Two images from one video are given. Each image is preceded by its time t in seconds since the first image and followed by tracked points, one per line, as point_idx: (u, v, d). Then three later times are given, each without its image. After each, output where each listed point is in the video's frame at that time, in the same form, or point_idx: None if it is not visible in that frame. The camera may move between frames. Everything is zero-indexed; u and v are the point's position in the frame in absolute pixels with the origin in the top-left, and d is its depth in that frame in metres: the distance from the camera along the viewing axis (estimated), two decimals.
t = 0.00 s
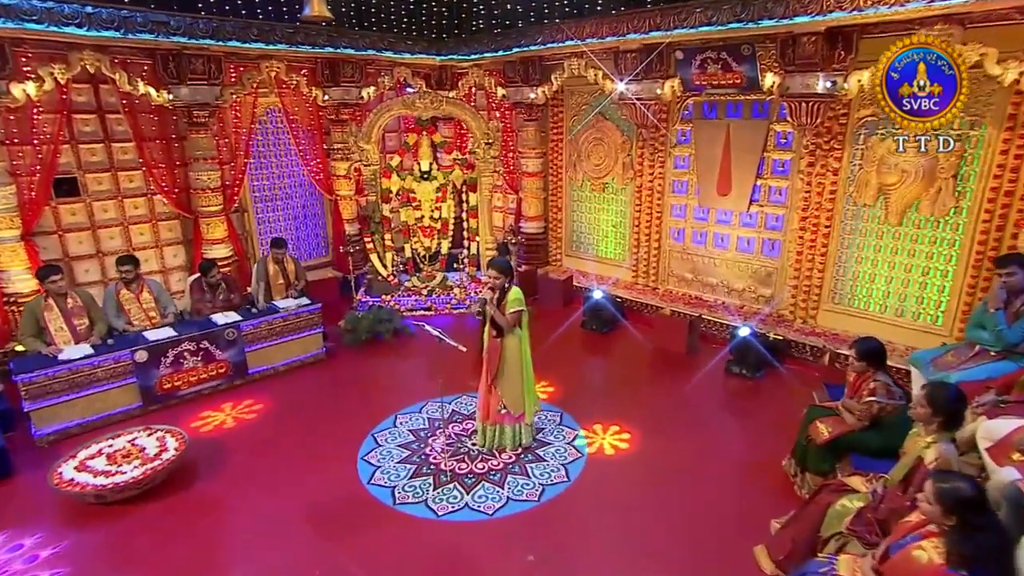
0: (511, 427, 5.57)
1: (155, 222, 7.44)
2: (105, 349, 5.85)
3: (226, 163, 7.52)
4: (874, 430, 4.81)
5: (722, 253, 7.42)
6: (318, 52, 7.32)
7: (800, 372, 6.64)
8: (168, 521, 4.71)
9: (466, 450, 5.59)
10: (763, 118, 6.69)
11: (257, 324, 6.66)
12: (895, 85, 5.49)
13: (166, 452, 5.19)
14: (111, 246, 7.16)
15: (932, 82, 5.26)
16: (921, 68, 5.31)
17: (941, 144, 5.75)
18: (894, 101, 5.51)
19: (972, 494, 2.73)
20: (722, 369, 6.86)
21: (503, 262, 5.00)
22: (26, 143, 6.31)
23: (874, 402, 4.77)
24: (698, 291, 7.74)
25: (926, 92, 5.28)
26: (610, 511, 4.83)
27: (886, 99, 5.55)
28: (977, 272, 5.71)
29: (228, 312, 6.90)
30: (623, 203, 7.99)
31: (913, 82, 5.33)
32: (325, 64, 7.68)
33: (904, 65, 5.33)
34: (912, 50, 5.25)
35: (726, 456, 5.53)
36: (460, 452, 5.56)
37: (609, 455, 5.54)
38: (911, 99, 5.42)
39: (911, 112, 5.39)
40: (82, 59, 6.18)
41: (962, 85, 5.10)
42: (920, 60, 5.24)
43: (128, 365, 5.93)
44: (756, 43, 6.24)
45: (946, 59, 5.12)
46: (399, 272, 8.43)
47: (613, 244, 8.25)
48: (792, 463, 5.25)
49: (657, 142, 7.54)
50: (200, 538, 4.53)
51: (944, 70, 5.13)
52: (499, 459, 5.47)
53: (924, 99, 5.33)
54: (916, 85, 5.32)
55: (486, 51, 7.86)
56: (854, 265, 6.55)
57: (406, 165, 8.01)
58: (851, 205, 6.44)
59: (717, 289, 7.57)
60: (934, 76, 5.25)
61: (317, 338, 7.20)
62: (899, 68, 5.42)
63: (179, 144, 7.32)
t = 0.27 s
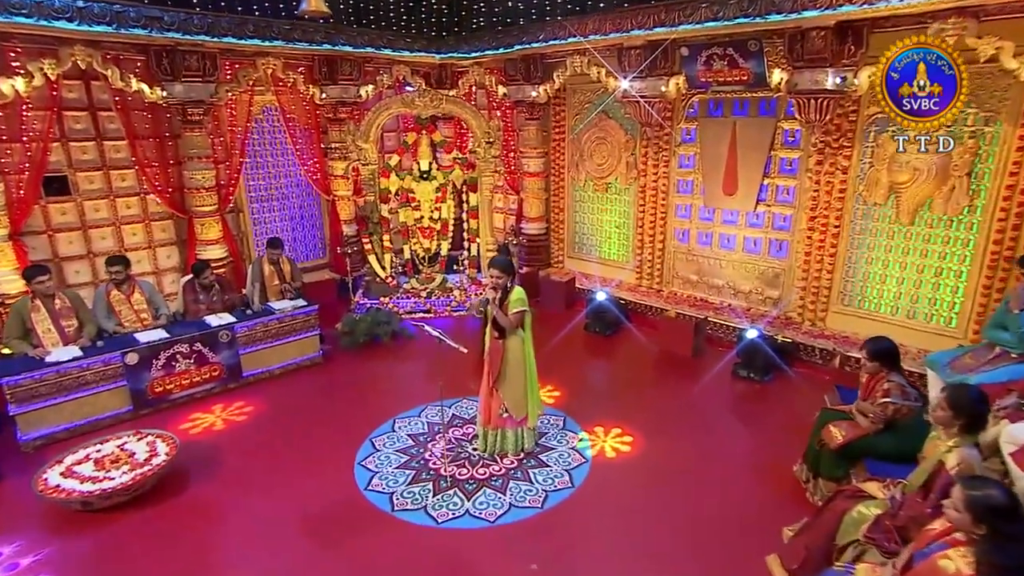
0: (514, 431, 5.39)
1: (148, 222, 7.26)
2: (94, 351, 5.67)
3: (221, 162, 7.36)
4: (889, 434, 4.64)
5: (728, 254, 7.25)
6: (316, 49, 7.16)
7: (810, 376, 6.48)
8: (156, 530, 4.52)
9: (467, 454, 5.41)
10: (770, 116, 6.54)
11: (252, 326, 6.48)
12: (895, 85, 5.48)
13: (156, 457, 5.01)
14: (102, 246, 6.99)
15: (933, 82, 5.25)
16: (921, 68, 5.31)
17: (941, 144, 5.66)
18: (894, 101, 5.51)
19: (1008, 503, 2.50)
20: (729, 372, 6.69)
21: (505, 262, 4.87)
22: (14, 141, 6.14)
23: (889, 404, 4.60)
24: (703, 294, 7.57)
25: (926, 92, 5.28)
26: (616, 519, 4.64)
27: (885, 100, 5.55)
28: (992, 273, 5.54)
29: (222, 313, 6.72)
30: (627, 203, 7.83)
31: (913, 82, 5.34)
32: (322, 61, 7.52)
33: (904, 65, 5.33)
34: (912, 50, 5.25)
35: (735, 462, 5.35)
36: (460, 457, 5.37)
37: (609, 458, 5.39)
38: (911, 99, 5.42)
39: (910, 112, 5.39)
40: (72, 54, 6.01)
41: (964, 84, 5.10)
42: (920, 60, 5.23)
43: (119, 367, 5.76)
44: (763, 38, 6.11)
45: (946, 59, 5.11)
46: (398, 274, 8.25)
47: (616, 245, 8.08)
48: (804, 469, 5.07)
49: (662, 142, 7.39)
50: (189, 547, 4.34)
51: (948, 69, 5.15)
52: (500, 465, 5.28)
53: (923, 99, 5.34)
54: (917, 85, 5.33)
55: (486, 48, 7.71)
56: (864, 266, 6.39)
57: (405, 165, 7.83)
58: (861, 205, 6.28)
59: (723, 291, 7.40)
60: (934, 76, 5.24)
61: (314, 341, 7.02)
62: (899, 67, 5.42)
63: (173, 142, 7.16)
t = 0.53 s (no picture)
0: (516, 436, 5.17)
1: (139, 221, 7.06)
2: (82, 352, 5.46)
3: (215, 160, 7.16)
4: (909, 437, 4.43)
5: (736, 255, 7.05)
6: (312, 44, 6.96)
7: (822, 380, 6.27)
8: (141, 539, 4.31)
9: (468, 460, 5.19)
10: (780, 112, 6.36)
11: (246, 327, 6.27)
12: (895, 85, 5.37)
13: (144, 462, 4.79)
14: (92, 245, 6.79)
15: (933, 82, 5.14)
16: (921, 69, 5.18)
17: (941, 144, 5.54)
18: (894, 101, 5.38)
19: None
20: (738, 376, 6.48)
21: (507, 259, 4.68)
22: None
23: (908, 405, 4.40)
24: (711, 295, 7.36)
25: (926, 93, 5.15)
26: (624, 527, 4.43)
27: (885, 99, 5.43)
28: (1013, 273, 5.34)
29: (215, 314, 6.50)
30: (631, 203, 7.63)
31: (913, 82, 5.22)
32: (320, 57, 7.32)
33: (904, 66, 5.20)
34: (912, 50, 5.12)
35: (748, 468, 5.13)
36: (461, 462, 5.15)
37: (611, 461, 5.21)
38: (911, 99, 5.30)
39: (910, 112, 5.28)
40: (61, 47, 5.82)
41: (964, 84, 4.97)
42: (920, 60, 5.11)
43: (107, 370, 5.54)
44: (773, 31, 5.92)
45: (946, 59, 4.99)
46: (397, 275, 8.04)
47: (621, 245, 7.88)
48: (819, 475, 4.86)
49: (668, 139, 7.20)
50: (176, 558, 4.12)
51: (946, 70, 5.01)
52: (503, 470, 5.07)
53: (923, 99, 5.21)
54: (916, 86, 5.20)
55: (488, 44, 7.53)
56: (878, 266, 6.19)
57: (405, 163, 7.61)
58: (875, 203, 6.09)
59: (731, 293, 7.20)
60: (934, 76, 5.13)
61: (310, 343, 6.80)
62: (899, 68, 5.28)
63: (165, 139, 6.94)
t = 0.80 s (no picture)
0: (519, 439, 4.96)
1: (129, 220, 6.84)
2: (67, 353, 5.24)
3: (208, 157, 6.96)
4: (930, 442, 4.24)
5: (745, 254, 6.86)
6: (308, 38, 6.76)
7: (834, 382, 6.06)
8: (125, 548, 4.09)
9: (468, 464, 4.97)
10: (790, 107, 6.17)
11: (238, 328, 6.05)
12: (895, 85, 5.25)
13: (130, 468, 4.57)
14: (79, 244, 6.58)
15: (933, 82, 5.02)
16: (921, 68, 5.06)
17: (942, 142, 5.44)
18: (894, 102, 5.25)
19: None
20: (747, 379, 6.27)
21: (510, 255, 4.48)
22: None
23: (930, 409, 4.20)
24: (717, 296, 7.16)
25: (926, 93, 5.03)
26: (632, 536, 4.22)
27: (885, 100, 5.30)
28: None
29: (207, 314, 6.27)
30: (636, 201, 7.44)
31: (913, 82, 5.10)
32: (316, 51, 7.12)
33: (903, 65, 5.09)
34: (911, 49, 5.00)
35: (760, 472, 4.92)
36: (462, 466, 4.94)
37: (614, 463, 5.03)
38: (911, 99, 5.17)
39: (910, 112, 5.16)
40: (47, 39, 5.61)
41: (965, 84, 4.84)
42: (919, 60, 4.99)
43: (93, 371, 5.32)
44: (784, 22, 5.73)
45: (946, 59, 4.87)
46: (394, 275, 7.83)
47: (625, 245, 7.68)
48: (834, 480, 4.65)
49: (674, 136, 7.01)
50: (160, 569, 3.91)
51: (946, 70, 4.89)
52: (505, 475, 4.86)
53: (924, 99, 5.08)
54: (916, 86, 5.07)
55: (488, 39, 7.34)
56: (891, 265, 6.00)
57: (403, 160, 7.40)
58: (888, 200, 5.90)
59: (739, 293, 7.00)
60: (934, 75, 5.00)
61: (305, 344, 6.58)
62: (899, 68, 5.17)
63: (156, 134, 6.73)
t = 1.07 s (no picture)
0: (521, 442, 4.77)
1: (120, 218, 6.66)
2: (54, 353, 5.06)
3: (202, 154, 6.79)
4: (952, 444, 4.06)
5: (752, 253, 6.69)
6: (304, 32, 6.59)
7: (845, 384, 5.89)
8: (110, 555, 3.90)
9: (469, 468, 4.78)
10: (799, 102, 6.02)
11: (232, 328, 5.86)
12: (895, 85, 5.12)
13: (118, 472, 4.39)
14: (69, 242, 6.40)
15: (932, 83, 4.90)
16: (921, 69, 4.94)
17: (938, 144, 5.39)
18: (894, 102, 5.12)
19: None
20: (756, 380, 6.10)
21: (514, 251, 4.32)
22: None
23: (953, 410, 4.02)
24: (724, 296, 6.99)
25: (926, 93, 4.90)
26: (641, 542, 4.03)
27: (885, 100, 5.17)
28: None
29: (200, 313, 6.09)
30: (640, 200, 7.27)
31: (912, 82, 4.98)
32: (312, 46, 6.96)
33: (903, 65, 4.97)
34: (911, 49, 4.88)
35: (773, 476, 4.74)
36: (463, 470, 4.75)
37: (620, 467, 4.85)
38: (911, 99, 5.04)
39: (910, 112, 5.02)
40: (35, 30, 5.45)
41: (964, 85, 4.71)
42: (919, 60, 4.88)
43: (81, 372, 5.14)
44: (793, 14, 5.57)
45: (946, 59, 4.76)
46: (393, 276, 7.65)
47: (628, 244, 7.51)
48: (850, 484, 4.47)
49: (679, 133, 6.85)
50: None
51: (945, 70, 4.77)
52: (507, 479, 4.68)
53: (924, 99, 4.95)
54: (915, 86, 4.96)
55: (489, 34, 7.18)
56: (904, 263, 5.83)
57: (402, 157, 7.22)
58: (900, 197, 5.74)
59: (746, 294, 6.83)
60: (933, 76, 4.88)
61: (301, 345, 6.39)
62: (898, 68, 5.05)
63: (148, 130, 6.56)
